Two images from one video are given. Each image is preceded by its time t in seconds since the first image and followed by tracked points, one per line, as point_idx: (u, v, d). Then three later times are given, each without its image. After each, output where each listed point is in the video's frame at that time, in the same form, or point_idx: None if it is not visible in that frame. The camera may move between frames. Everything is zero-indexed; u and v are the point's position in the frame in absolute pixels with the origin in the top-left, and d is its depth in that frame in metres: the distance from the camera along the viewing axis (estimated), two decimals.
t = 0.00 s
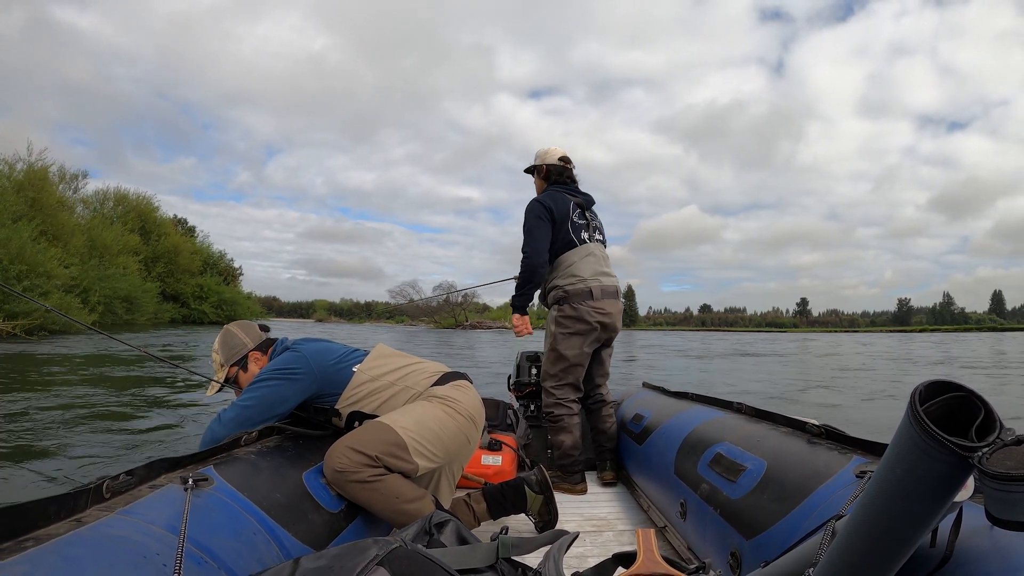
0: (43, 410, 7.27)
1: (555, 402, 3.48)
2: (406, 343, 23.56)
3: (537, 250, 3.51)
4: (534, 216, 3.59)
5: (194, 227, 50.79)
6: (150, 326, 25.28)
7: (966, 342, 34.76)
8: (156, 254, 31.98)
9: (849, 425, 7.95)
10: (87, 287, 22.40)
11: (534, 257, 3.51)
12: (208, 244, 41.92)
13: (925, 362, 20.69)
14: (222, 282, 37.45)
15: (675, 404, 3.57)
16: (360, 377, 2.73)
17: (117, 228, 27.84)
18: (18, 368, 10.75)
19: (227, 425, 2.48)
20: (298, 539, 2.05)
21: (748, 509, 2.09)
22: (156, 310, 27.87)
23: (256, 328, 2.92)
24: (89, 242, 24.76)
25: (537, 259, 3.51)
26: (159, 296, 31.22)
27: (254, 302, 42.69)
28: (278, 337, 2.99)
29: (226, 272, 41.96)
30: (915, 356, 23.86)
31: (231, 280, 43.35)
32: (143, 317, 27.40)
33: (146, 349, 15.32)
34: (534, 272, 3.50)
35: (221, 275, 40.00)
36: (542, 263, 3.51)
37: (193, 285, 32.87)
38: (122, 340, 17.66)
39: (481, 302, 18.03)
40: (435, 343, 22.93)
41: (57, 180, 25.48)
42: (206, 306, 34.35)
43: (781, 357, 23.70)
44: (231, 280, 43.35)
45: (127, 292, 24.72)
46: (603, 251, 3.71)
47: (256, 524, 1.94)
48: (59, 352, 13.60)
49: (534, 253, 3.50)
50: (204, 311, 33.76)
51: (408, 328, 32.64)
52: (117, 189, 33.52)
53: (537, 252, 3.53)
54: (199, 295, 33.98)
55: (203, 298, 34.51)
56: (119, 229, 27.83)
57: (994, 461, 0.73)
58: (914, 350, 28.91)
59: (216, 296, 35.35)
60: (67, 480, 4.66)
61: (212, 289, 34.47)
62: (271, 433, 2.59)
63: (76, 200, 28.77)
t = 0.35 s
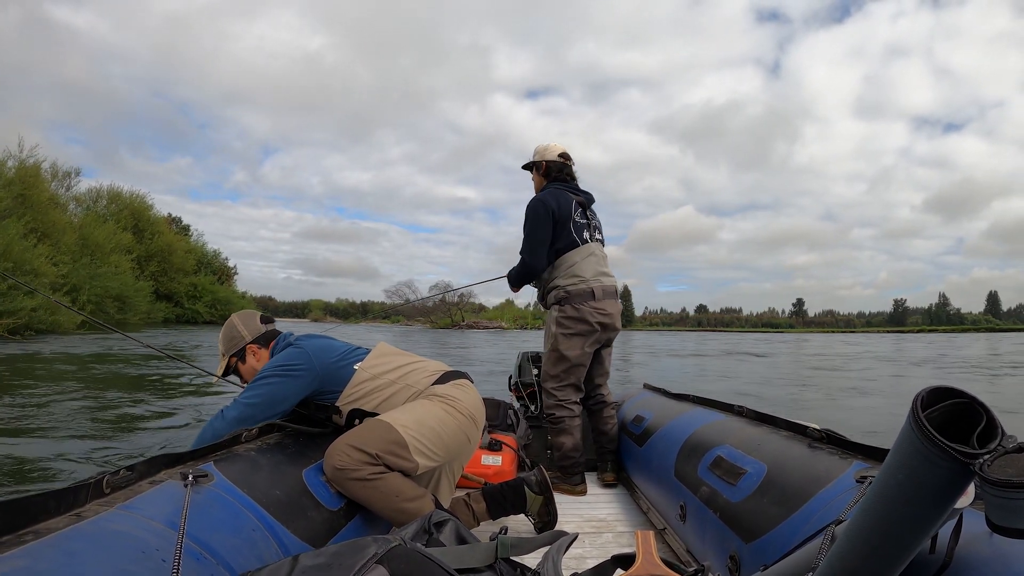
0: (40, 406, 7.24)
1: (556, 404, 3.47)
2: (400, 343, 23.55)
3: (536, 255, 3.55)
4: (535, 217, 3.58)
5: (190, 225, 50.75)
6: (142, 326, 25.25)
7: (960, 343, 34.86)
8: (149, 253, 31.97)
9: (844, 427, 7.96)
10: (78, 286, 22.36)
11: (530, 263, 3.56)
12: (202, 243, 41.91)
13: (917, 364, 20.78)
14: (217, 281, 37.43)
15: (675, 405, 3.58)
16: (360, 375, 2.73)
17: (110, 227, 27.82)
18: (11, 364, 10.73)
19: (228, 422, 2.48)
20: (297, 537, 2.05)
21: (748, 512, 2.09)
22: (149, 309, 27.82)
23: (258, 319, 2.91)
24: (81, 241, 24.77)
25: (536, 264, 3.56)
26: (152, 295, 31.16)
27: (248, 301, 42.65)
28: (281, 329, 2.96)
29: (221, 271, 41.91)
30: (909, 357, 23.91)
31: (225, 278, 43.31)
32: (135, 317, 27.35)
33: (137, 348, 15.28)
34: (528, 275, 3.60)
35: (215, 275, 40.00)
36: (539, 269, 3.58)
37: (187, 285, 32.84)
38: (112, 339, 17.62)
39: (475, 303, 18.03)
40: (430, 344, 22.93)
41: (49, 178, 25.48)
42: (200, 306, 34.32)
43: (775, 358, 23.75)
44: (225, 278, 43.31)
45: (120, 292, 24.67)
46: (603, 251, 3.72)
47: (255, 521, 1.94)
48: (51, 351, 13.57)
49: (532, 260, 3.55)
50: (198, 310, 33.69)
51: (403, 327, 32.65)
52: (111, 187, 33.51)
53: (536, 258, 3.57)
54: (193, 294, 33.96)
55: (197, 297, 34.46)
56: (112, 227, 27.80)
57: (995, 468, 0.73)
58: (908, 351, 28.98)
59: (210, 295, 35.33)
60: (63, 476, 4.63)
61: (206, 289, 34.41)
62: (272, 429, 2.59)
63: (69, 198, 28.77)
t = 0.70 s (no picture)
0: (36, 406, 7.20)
1: (556, 404, 3.47)
2: (395, 343, 23.49)
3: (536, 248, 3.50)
4: (533, 211, 3.58)
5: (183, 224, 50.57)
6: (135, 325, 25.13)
7: (955, 343, 34.90)
8: (143, 252, 31.84)
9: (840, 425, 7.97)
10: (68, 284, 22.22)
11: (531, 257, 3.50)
12: (197, 242, 41.80)
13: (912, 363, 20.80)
14: (211, 280, 37.31)
15: (676, 404, 3.58)
16: (362, 376, 2.72)
17: (102, 225, 27.66)
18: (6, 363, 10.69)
19: (230, 424, 2.48)
20: (300, 538, 2.05)
21: (751, 510, 2.09)
22: (141, 308, 27.68)
23: (253, 326, 2.87)
24: (73, 239, 24.66)
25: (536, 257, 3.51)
26: (144, 294, 31.00)
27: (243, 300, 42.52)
28: (280, 336, 2.91)
29: (214, 270, 41.72)
30: (904, 356, 23.91)
31: (220, 277, 43.19)
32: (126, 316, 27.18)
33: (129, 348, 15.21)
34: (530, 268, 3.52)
35: (209, 274, 39.88)
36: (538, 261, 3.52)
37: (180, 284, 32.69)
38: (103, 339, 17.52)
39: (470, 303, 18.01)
40: (425, 344, 22.88)
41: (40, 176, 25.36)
42: (194, 305, 34.21)
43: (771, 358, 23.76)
44: (220, 277, 43.19)
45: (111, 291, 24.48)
46: (601, 249, 3.71)
47: (257, 522, 1.94)
48: (43, 351, 13.48)
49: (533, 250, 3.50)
50: (191, 309, 33.53)
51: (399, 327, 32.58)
52: (104, 185, 33.37)
53: (535, 249, 3.53)
54: (187, 293, 33.83)
55: (190, 296, 34.28)
56: (104, 225, 27.66)
57: (997, 465, 0.73)
58: (903, 351, 29.01)
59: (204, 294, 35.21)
60: (58, 479, 4.57)
61: (199, 288, 34.24)
62: (274, 431, 2.58)
63: (61, 196, 28.65)
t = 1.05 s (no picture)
0: (33, 412, 7.14)
1: (559, 404, 3.48)
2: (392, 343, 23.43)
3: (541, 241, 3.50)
4: (536, 208, 3.59)
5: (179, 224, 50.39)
6: (129, 326, 25.04)
7: (951, 343, 34.99)
8: (138, 251, 31.74)
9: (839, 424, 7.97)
10: (61, 284, 22.12)
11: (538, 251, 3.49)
12: (193, 242, 41.72)
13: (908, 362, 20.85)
14: (207, 281, 37.23)
15: (679, 403, 3.58)
16: (364, 378, 2.72)
17: (96, 222, 27.49)
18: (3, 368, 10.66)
19: (233, 428, 2.48)
20: (304, 541, 2.05)
21: (755, 507, 2.09)
22: (136, 307, 27.52)
23: (254, 333, 2.85)
24: (67, 237, 24.57)
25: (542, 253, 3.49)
26: (139, 293, 30.84)
27: (239, 301, 42.41)
28: (281, 342, 2.89)
29: (210, 269, 41.56)
30: (901, 357, 23.89)
31: (216, 277, 43.12)
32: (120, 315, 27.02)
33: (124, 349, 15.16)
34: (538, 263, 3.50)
35: (205, 274, 39.81)
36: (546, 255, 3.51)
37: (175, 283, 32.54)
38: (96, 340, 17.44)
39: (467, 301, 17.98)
40: (422, 343, 22.82)
41: (33, 175, 25.26)
42: (189, 305, 34.08)
43: (769, 357, 23.75)
44: (216, 277, 43.12)
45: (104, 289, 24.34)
46: (602, 248, 3.71)
47: (262, 526, 1.94)
48: (37, 351, 13.38)
49: (539, 246, 3.48)
50: (187, 309, 33.38)
51: (396, 327, 32.53)
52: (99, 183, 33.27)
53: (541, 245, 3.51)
54: (182, 293, 33.72)
55: (185, 296, 34.13)
56: (98, 223, 27.50)
57: (1000, 458, 0.73)
58: (900, 351, 29.03)
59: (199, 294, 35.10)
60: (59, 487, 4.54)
61: (194, 287, 34.09)
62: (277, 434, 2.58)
63: (55, 194, 28.56)
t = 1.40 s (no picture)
0: (35, 411, 7.13)
1: (560, 403, 3.48)
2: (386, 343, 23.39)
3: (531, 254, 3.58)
4: (533, 214, 3.58)
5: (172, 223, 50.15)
6: (121, 325, 24.92)
7: (946, 343, 35.03)
8: (130, 249, 31.61)
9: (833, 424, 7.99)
10: (51, 282, 21.98)
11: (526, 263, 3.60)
12: (186, 241, 41.59)
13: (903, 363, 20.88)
14: (201, 279, 37.10)
15: (677, 403, 3.58)
16: (363, 377, 2.72)
17: (87, 221, 27.32)
18: None
19: (232, 427, 2.48)
20: (303, 540, 2.05)
21: (753, 508, 2.10)
22: (127, 306, 27.34)
23: (255, 331, 2.85)
24: (58, 235, 24.46)
25: (533, 262, 3.59)
26: (131, 293, 30.66)
27: (233, 300, 42.27)
28: (281, 341, 2.89)
29: (203, 268, 41.35)
30: (894, 357, 23.95)
31: (210, 276, 42.96)
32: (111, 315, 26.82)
33: (114, 348, 15.08)
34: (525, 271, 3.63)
35: (198, 272, 39.69)
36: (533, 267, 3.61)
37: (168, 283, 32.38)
38: (87, 339, 17.32)
39: (461, 301, 17.96)
40: (416, 343, 22.78)
41: (23, 173, 25.14)
42: (183, 304, 33.97)
43: (763, 357, 23.79)
44: (210, 276, 42.96)
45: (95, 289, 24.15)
46: (602, 248, 3.72)
47: (260, 524, 1.93)
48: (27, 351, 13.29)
49: (528, 259, 3.58)
50: (180, 309, 33.20)
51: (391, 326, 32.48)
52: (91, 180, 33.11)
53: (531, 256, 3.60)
54: (175, 292, 33.59)
55: (178, 295, 33.96)
56: (89, 221, 27.32)
57: (998, 460, 0.73)
58: (893, 351, 29.12)
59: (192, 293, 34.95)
60: (66, 483, 4.55)
61: (188, 286, 33.91)
62: (276, 432, 2.57)
63: (46, 191, 28.44)
